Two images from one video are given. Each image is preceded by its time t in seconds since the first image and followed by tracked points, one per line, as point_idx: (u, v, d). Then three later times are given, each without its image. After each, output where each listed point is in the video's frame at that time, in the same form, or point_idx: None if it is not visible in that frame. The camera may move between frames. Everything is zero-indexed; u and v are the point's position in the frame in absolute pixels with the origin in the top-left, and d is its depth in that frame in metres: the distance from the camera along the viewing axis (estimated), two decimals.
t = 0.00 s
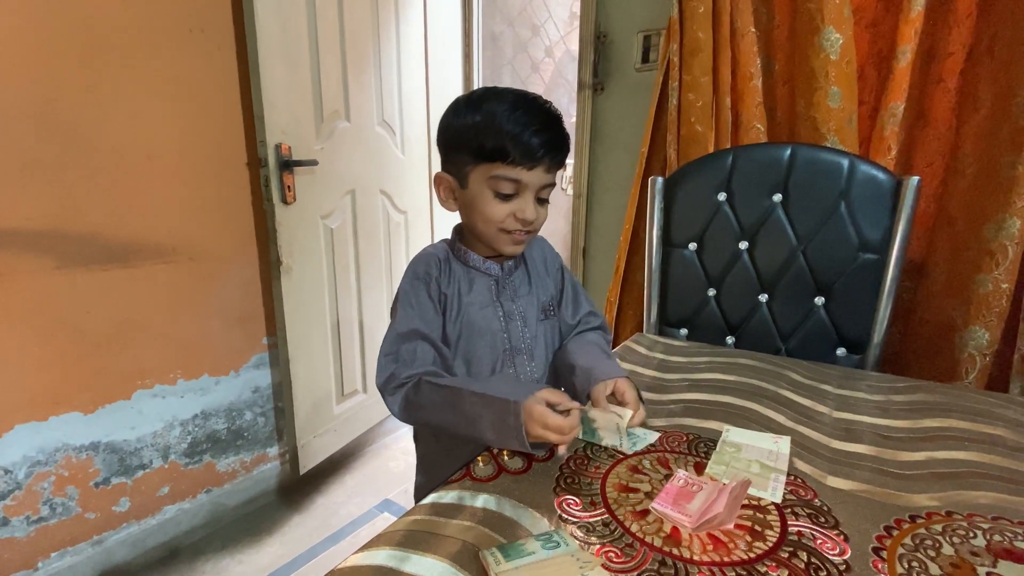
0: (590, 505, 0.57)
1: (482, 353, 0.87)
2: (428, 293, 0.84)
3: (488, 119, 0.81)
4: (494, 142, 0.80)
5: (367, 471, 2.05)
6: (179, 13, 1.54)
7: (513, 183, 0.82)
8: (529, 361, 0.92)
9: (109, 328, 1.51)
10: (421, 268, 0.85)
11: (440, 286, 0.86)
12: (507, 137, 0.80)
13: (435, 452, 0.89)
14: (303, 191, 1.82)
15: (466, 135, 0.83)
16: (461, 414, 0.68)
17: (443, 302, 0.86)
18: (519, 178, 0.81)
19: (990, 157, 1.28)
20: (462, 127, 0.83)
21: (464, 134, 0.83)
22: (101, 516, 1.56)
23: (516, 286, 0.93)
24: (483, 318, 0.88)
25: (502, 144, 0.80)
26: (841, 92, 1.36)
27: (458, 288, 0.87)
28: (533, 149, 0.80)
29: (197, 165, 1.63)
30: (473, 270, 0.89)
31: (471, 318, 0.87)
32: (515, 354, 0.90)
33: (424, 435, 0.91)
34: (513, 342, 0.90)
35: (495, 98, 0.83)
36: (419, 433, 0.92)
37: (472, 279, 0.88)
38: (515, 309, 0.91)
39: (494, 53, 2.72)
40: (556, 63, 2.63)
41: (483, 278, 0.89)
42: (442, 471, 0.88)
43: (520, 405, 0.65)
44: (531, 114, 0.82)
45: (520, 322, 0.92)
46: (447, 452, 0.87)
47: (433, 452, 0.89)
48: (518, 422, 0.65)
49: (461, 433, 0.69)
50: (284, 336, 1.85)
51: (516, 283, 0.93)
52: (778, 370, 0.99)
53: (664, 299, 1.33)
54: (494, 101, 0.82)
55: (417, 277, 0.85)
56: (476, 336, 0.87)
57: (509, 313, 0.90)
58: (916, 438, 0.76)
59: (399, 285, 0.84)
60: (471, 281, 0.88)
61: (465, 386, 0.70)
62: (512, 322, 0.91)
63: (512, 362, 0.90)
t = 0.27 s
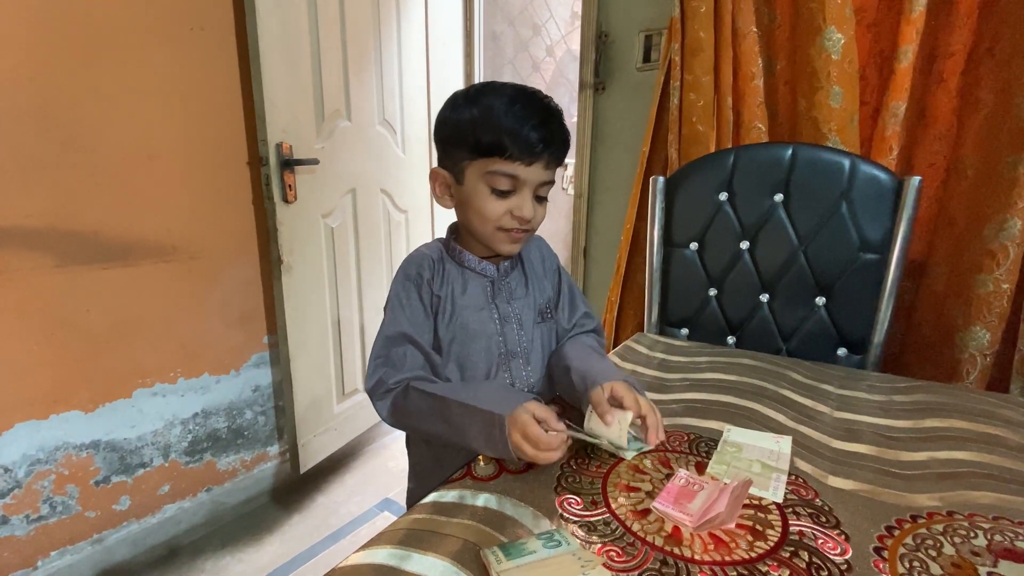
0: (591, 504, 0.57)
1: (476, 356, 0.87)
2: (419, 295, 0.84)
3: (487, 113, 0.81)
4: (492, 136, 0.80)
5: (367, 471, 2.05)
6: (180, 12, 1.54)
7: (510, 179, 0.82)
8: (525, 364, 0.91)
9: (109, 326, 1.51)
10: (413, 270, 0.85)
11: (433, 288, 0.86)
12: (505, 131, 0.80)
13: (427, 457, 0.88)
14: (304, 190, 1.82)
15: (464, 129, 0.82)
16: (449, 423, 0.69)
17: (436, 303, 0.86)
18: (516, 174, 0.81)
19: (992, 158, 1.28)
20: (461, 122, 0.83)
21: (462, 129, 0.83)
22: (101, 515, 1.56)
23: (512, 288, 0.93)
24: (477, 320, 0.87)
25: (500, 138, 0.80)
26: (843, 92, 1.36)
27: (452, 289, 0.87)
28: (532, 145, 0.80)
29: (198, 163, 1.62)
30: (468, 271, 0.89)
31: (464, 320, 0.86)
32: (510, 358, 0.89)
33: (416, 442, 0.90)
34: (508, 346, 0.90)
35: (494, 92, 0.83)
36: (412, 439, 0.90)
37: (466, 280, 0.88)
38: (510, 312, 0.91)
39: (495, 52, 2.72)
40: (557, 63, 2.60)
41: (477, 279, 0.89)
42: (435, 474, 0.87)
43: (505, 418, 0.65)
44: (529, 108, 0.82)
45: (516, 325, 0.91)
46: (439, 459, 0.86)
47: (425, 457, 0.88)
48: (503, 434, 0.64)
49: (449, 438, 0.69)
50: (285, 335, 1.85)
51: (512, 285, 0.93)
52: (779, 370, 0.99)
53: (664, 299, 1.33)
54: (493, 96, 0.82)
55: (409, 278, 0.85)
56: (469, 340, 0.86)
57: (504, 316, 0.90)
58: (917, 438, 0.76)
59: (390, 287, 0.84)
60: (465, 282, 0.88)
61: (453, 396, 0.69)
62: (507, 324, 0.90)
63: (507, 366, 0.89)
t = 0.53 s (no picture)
0: (590, 505, 0.57)
1: (477, 359, 0.87)
2: (419, 297, 0.84)
3: (482, 105, 0.81)
4: (487, 127, 0.80)
5: (366, 471, 2.05)
6: (180, 11, 1.54)
7: (505, 171, 0.81)
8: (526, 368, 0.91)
9: (109, 326, 1.51)
10: (413, 271, 0.85)
11: (433, 290, 0.86)
12: (500, 121, 0.80)
13: (425, 460, 0.88)
14: (304, 190, 1.82)
15: (460, 124, 0.83)
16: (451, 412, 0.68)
17: (436, 305, 0.86)
18: (511, 165, 0.81)
19: (990, 160, 1.28)
20: (456, 117, 0.84)
21: (458, 123, 0.83)
22: (100, 514, 1.56)
23: (514, 291, 0.93)
24: (478, 323, 0.87)
25: (494, 129, 0.80)
26: (842, 94, 1.36)
27: (453, 291, 0.87)
28: (527, 133, 0.80)
29: (198, 163, 1.63)
30: (469, 273, 0.89)
31: (465, 322, 0.86)
32: (511, 361, 0.90)
33: (414, 445, 0.89)
34: (509, 350, 0.90)
35: (488, 86, 0.83)
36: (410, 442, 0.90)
37: (468, 282, 0.88)
38: (511, 315, 0.91)
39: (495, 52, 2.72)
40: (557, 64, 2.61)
41: (479, 281, 0.89)
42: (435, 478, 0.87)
43: (513, 398, 0.65)
44: (524, 99, 0.82)
45: (517, 328, 0.91)
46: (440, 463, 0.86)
47: (424, 461, 0.88)
48: (509, 416, 0.64)
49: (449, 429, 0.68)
50: (284, 335, 1.85)
51: (514, 288, 0.93)
52: (778, 371, 0.99)
53: (663, 299, 1.33)
54: (488, 89, 0.83)
55: (410, 279, 0.85)
56: (470, 342, 0.86)
57: (505, 319, 0.90)
58: (915, 439, 0.76)
59: (390, 287, 0.84)
60: (466, 284, 0.88)
61: (456, 386, 0.69)
62: (508, 327, 0.90)
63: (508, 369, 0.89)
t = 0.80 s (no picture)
0: (589, 506, 0.57)
1: (481, 361, 0.87)
2: (422, 299, 0.84)
3: (489, 108, 0.81)
4: (494, 130, 0.80)
5: (365, 471, 2.05)
6: (180, 11, 1.54)
7: (510, 176, 0.82)
8: (529, 369, 0.92)
9: (108, 326, 1.51)
10: (416, 273, 0.85)
11: (437, 292, 0.86)
12: (506, 126, 0.80)
13: (428, 462, 0.88)
14: (304, 190, 1.82)
15: (464, 125, 0.83)
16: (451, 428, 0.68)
17: (440, 308, 0.86)
18: (515, 171, 0.81)
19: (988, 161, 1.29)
20: (462, 118, 0.83)
21: (463, 125, 0.83)
22: (98, 515, 1.56)
23: (516, 292, 0.93)
24: (482, 325, 0.87)
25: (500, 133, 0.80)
26: (841, 95, 1.37)
27: (456, 294, 0.87)
28: (534, 138, 0.80)
29: (197, 163, 1.63)
30: (472, 275, 0.89)
31: (469, 325, 0.86)
32: (515, 363, 0.90)
33: (418, 447, 0.90)
34: (513, 351, 0.90)
35: (496, 88, 0.83)
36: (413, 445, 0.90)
37: (471, 284, 0.88)
38: (515, 316, 0.92)
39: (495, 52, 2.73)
40: (556, 65, 2.64)
41: (482, 283, 0.89)
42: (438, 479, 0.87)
43: (516, 419, 0.64)
44: (532, 104, 0.82)
45: (520, 330, 0.92)
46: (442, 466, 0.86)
47: (427, 462, 0.88)
48: (513, 438, 0.62)
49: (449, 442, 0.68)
50: (283, 336, 1.85)
51: (517, 290, 0.94)
52: (777, 372, 0.99)
53: (663, 300, 1.33)
54: (496, 92, 0.83)
55: (413, 282, 0.85)
56: (474, 344, 0.86)
57: (509, 320, 0.91)
58: (914, 440, 0.77)
59: (392, 291, 0.84)
60: (469, 286, 0.88)
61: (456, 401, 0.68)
62: (511, 329, 0.91)
63: (512, 371, 0.90)
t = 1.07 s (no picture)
0: (587, 505, 0.57)
1: (480, 360, 0.87)
2: (420, 299, 0.84)
3: (491, 112, 0.81)
4: (495, 134, 0.80)
5: (364, 471, 2.05)
6: (178, 10, 1.54)
7: (511, 181, 0.82)
8: (528, 369, 0.92)
9: (106, 326, 1.50)
10: (414, 273, 0.85)
11: (435, 292, 0.85)
12: (508, 130, 0.80)
13: (427, 463, 0.88)
14: (302, 190, 1.82)
15: (465, 127, 0.83)
16: (445, 428, 0.68)
17: (438, 307, 0.86)
18: (516, 176, 0.81)
19: (987, 161, 1.29)
20: (463, 119, 0.83)
21: (465, 127, 0.83)
22: (97, 514, 1.56)
23: (515, 291, 0.93)
24: (481, 324, 0.87)
25: (501, 136, 0.80)
26: (840, 95, 1.37)
27: (454, 293, 0.87)
28: (536, 145, 0.80)
29: (196, 163, 1.62)
30: (470, 274, 0.89)
31: (467, 324, 0.86)
32: (514, 362, 0.90)
33: (417, 448, 0.90)
34: (512, 351, 0.90)
35: (498, 91, 0.83)
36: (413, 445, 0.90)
37: (469, 283, 0.88)
38: (514, 315, 0.91)
39: (494, 52, 2.74)
40: (555, 64, 2.67)
41: (480, 282, 0.89)
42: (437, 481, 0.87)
43: (504, 417, 0.65)
44: (533, 108, 0.82)
45: (519, 329, 0.92)
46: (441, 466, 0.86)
47: (427, 463, 0.88)
48: (503, 434, 0.63)
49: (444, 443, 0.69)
50: (282, 335, 1.85)
51: (515, 289, 0.94)
52: (776, 371, 0.99)
53: (661, 300, 1.33)
54: (498, 95, 0.82)
55: (410, 282, 0.85)
56: (473, 343, 0.86)
57: (508, 319, 0.90)
58: (912, 440, 0.77)
59: (390, 291, 0.84)
60: (468, 286, 0.88)
61: (450, 401, 0.69)
62: (510, 328, 0.91)
63: (511, 370, 0.90)
